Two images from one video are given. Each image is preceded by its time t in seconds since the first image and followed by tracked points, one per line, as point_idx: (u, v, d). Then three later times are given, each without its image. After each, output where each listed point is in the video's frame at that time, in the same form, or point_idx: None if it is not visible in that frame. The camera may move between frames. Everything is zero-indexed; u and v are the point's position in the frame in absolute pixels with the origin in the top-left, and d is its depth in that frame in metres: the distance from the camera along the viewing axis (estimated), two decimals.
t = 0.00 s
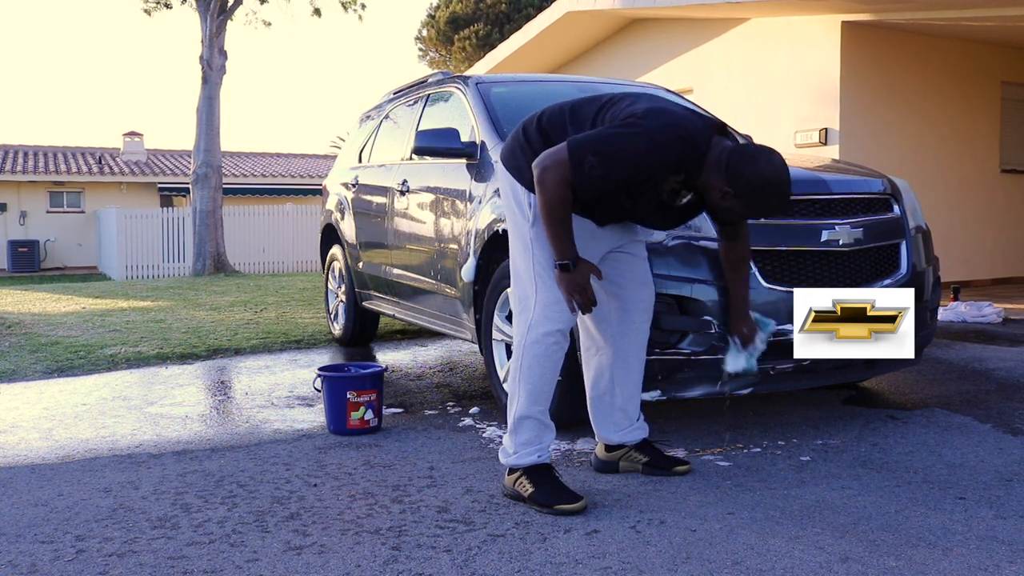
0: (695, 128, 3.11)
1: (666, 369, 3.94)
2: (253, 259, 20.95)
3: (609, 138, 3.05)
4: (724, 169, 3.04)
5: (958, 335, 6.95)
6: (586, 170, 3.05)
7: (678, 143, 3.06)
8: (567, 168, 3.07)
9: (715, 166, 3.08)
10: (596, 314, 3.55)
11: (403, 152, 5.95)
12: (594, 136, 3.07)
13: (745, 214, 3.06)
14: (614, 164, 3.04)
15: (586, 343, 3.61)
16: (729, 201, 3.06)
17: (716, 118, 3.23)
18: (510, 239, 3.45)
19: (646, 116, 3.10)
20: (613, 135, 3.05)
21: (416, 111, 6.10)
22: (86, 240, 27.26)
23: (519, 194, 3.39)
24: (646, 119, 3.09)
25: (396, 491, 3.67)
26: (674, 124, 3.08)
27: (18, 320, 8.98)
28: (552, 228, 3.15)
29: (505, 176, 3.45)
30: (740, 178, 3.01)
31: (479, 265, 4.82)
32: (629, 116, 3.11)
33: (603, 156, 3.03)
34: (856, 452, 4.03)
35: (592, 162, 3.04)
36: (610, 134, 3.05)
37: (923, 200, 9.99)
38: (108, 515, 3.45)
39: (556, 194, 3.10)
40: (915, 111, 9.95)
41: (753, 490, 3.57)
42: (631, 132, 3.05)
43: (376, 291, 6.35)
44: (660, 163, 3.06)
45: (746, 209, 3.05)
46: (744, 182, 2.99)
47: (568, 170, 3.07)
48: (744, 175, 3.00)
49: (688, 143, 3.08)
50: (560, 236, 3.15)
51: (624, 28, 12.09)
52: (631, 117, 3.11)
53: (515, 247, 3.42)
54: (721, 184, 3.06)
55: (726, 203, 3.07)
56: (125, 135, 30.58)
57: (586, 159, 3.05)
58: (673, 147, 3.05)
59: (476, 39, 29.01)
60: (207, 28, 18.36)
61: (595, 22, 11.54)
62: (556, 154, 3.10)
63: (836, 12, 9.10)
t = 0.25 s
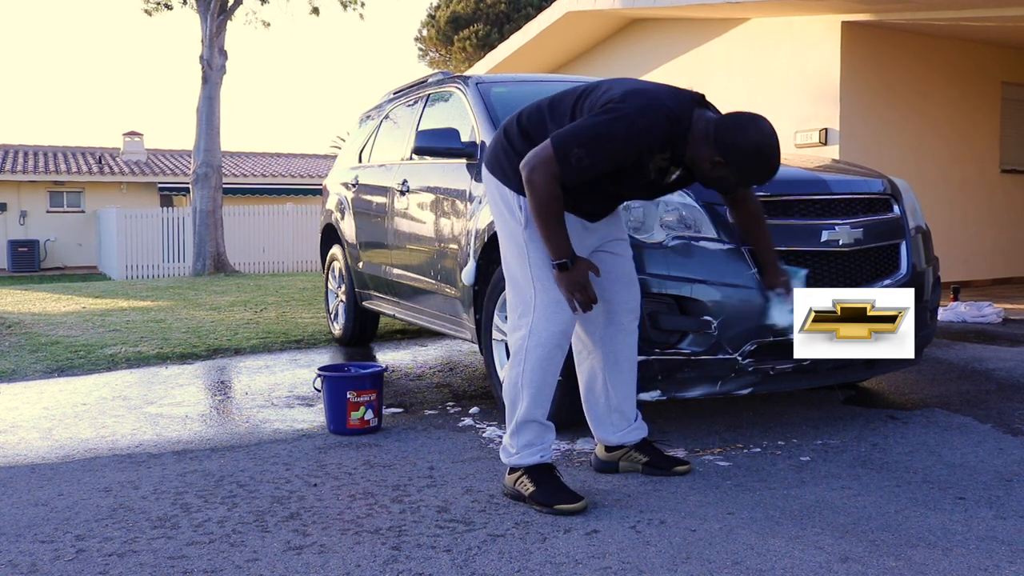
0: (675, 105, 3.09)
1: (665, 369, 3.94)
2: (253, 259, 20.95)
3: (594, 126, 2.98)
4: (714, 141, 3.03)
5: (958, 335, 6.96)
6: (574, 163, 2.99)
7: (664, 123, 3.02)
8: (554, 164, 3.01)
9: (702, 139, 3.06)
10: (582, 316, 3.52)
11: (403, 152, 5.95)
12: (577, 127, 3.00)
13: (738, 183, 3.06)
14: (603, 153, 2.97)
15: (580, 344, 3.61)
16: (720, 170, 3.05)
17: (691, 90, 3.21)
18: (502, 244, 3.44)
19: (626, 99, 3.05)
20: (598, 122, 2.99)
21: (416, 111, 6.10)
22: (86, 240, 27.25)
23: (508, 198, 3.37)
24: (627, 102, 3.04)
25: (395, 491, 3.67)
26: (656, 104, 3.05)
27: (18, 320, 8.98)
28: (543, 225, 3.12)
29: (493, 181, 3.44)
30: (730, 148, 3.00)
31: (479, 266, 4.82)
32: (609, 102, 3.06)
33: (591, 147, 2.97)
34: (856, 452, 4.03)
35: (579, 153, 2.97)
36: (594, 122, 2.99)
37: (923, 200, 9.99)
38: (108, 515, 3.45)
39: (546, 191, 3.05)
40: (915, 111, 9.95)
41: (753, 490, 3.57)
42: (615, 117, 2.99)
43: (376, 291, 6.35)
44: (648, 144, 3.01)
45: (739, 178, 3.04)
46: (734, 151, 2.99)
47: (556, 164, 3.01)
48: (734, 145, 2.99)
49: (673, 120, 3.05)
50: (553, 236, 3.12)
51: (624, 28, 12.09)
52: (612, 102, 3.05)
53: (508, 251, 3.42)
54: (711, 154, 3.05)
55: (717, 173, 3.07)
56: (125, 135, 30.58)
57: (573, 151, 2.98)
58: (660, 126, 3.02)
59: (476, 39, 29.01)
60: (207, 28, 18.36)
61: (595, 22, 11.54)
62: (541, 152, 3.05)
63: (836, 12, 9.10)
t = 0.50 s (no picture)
0: (634, 74, 3.02)
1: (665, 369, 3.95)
2: (253, 259, 20.95)
3: (558, 107, 2.92)
4: (677, 106, 2.97)
5: (958, 335, 6.96)
6: (543, 147, 2.94)
7: (625, 94, 2.96)
8: (523, 152, 2.95)
9: (664, 105, 2.99)
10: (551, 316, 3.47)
11: (403, 152, 5.95)
12: (541, 110, 2.95)
13: (703, 145, 2.99)
14: (571, 134, 2.92)
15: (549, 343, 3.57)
16: (686, 133, 2.98)
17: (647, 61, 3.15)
18: (464, 248, 3.36)
19: (586, 75, 2.99)
20: (562, 103, 2.92)
21: (416, 111, 6.10)
22: (86, 240, 27.26)
23: (470, 199, 3.31)
24: (587, 79, 2.97)
25: (396, 491, 3.67)
26: (615, 76, 2.98)
27: (18, 320, 8.98)
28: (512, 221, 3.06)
29: (452, 182, 3.37)
30: (694, 110, 2.93)
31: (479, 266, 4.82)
32: (568, 80, 3.00)
33: (559, 129, 2.92)
34: (856, 452, 4.03)
35: (546, 136, 2.92)
36: (558, 103, 2.93)
37: (923, 200, 9.98)
38: (108, 515, 3.45)
39: (518, 183, 2.98)
40: (915, 111, 9.94)
41: (753, 490, 3.57)
42: (578, 95, 2.93)
43: (376, 291, 6.36)
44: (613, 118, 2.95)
45: (706, 140, 2.97)
46: (698, 112, 2.93)
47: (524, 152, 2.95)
48: (696, 106, 2.93)
49: (633, 91, 2.98)
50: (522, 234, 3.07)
51: (624, 28, 12.09)
52: (571, 79, 2.99)
53: (470, 255, 3.34)
54: (675, 119, 2.98)
55: (683, 138, 3.00)
56: (125, 135, 30.59)
57: (540, 136, 2.93)
58: (622, 98, 2.96)
59: (476, 39, 29.02)
60: (207, 28, 18.36)
61: (595, 22, 11.54)
62: (508, 143, 2.98)
63: (836, 12, 9.10)
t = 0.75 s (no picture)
0: (625, 92, 3.02)
1: (665, 369, 3.96)
2: (253, 259, 20.95)
3: (547, 118, 2.90)
4: (665, 126, 2.96)
5: (958, 335, 6.96)
6: (529, 156, 2.92)
7: (615, 109, 2.95)
8: (510, 159, 2.94)
9: (652, 124, 2.99)
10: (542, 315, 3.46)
11: (403, 153, 5.95)
12: (530, 119, 2.93)
13: (688, 169, 2.98)
14: (559, 144, 2.90)
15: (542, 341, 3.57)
16: (670, 156, 2.97)
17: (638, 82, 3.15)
18: (452, 251, 3.35)
19: (577, 88, 2.98)
20: (550, 114, 2.91)
21: (416, 111, 6.10)
22: (86, 240, 27.25)
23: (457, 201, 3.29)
24: (577, 92, 2.96)
25: (396, 491, 3.67)
26: (606, 91, 2.97)
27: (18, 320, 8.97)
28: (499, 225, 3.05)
29: (440, 184, 3.35)
30: (680, 132, 2.93)
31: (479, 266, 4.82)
32: (559, 91, 2.98)
33: (547, 138, 2.90)
34: (856, 452, 4.03)
35: (534, 145, 2.90)
36: (547, 113, 2.91)
37: (923, 201, 9.99)
38: (107, 515, 3.45)
39: (503, 190, 2.97)
40: (914, 111, 9.94)
41: (754, 490, 3.57)
42: (569, 106, 2.92)
43: (376, 291, 6.35)
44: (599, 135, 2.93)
45: (689, 165, 2.97)
46: (685, 135, 2.92)
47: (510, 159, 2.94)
48: (684, 128, 2.93)
49: (622, 109, 2.97)
50: (509, 237, 3.05)
51: (624, 28, 12.09)
52: (562, 91, 2.98)
53: (459, 257, 3.33)
54: (661, 141, 2.97)
55: (668, 160, 2.99)
56: (125, 135, 30.58)
57: (529, 143, 2.91)
58: (612, 114, 2.94)
59: (476, 39, 29.01)
60: (207, 28, 18.36)
61: (595, 22, 11.54)
62: (496, 150, 2.96)
63: (836, 12, 9.10)
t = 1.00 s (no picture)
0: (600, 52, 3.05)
1: (665, 369, 3.96)
2: (253, 259, 20.95)
3: (533, 94, 2.96)
4: (644, 71, 2.98)
5: (958, 335, 6.96)
6: (524, 135, 2.97)
7: (596, 69, 2.98)
8: (506, 143, 3.00)
9: (633, 73, 3.00)
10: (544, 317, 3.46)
11: (403, 152, 5.95)
12: (518, 99, 2.99)
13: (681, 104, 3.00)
14: (552, 115, 2.95)
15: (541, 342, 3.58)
16: (663, 97, 2.98)
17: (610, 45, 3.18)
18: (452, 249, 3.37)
19: (553, 58, 3.02)
20: (536, 90, 2.96)
21: (416, 111, 6.10)
22: (86, 240, 27.26)
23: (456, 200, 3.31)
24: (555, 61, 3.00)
25: (396, 491, 3.67)
26: (582, 55, 3.01)
27: (18, 320, 8.97)
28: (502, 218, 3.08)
29: (439, 184, 3.38)
30: (666, 71, 2.94)
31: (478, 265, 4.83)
32: (536, 66, 3.03)
33: (538, 113, 2.95)
34: (856, 452, 4.03)
35: (527, 124, 2.95)
36: (532, 89, 2.96)
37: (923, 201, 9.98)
38: (107, 515, 3.45)
39: (506, 177, 3.02)
40: (914, 111, 9.94)
41: (754, 490, 3.57)
42: (551, 77, 2.96)
43: (376, 291, 6.36)
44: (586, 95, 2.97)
45: (682, 98, 2.98)
46: (668, 71, 2.94)
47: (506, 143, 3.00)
48: (664, 64, 2.95)
49: (603, 66, 3.00)
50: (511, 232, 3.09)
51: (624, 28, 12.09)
52: (540, 65, 3.03)
53: (459, 255, 3.35)
54: (649, 85, 2.98)
55: (660, 101, 3.00)
56: (125, 135, 30.58)
57: (522, 123, 2.96)
58: (593, 72, 2.97)
59: (476, 39, 29.02)
60: (207, 28, 18.35)
61: (595, 22, 11.54)
62: (495, 141, 3.02)
63: (836, 12, 9.10)
